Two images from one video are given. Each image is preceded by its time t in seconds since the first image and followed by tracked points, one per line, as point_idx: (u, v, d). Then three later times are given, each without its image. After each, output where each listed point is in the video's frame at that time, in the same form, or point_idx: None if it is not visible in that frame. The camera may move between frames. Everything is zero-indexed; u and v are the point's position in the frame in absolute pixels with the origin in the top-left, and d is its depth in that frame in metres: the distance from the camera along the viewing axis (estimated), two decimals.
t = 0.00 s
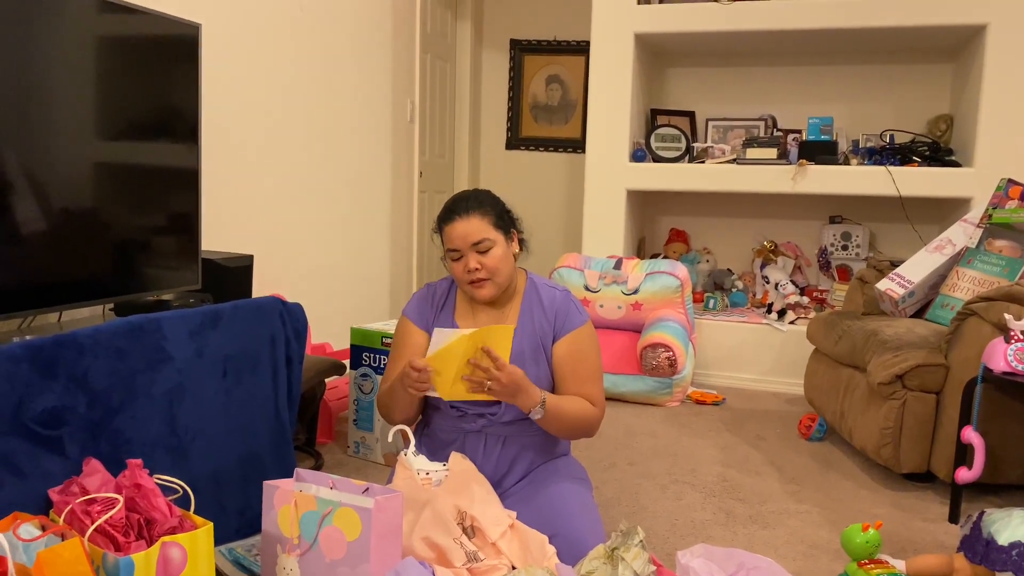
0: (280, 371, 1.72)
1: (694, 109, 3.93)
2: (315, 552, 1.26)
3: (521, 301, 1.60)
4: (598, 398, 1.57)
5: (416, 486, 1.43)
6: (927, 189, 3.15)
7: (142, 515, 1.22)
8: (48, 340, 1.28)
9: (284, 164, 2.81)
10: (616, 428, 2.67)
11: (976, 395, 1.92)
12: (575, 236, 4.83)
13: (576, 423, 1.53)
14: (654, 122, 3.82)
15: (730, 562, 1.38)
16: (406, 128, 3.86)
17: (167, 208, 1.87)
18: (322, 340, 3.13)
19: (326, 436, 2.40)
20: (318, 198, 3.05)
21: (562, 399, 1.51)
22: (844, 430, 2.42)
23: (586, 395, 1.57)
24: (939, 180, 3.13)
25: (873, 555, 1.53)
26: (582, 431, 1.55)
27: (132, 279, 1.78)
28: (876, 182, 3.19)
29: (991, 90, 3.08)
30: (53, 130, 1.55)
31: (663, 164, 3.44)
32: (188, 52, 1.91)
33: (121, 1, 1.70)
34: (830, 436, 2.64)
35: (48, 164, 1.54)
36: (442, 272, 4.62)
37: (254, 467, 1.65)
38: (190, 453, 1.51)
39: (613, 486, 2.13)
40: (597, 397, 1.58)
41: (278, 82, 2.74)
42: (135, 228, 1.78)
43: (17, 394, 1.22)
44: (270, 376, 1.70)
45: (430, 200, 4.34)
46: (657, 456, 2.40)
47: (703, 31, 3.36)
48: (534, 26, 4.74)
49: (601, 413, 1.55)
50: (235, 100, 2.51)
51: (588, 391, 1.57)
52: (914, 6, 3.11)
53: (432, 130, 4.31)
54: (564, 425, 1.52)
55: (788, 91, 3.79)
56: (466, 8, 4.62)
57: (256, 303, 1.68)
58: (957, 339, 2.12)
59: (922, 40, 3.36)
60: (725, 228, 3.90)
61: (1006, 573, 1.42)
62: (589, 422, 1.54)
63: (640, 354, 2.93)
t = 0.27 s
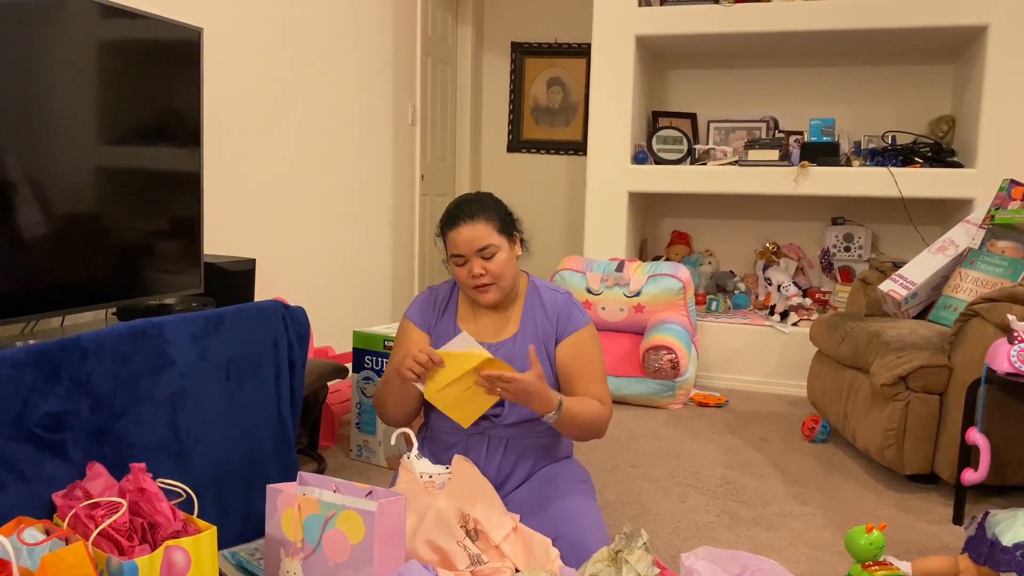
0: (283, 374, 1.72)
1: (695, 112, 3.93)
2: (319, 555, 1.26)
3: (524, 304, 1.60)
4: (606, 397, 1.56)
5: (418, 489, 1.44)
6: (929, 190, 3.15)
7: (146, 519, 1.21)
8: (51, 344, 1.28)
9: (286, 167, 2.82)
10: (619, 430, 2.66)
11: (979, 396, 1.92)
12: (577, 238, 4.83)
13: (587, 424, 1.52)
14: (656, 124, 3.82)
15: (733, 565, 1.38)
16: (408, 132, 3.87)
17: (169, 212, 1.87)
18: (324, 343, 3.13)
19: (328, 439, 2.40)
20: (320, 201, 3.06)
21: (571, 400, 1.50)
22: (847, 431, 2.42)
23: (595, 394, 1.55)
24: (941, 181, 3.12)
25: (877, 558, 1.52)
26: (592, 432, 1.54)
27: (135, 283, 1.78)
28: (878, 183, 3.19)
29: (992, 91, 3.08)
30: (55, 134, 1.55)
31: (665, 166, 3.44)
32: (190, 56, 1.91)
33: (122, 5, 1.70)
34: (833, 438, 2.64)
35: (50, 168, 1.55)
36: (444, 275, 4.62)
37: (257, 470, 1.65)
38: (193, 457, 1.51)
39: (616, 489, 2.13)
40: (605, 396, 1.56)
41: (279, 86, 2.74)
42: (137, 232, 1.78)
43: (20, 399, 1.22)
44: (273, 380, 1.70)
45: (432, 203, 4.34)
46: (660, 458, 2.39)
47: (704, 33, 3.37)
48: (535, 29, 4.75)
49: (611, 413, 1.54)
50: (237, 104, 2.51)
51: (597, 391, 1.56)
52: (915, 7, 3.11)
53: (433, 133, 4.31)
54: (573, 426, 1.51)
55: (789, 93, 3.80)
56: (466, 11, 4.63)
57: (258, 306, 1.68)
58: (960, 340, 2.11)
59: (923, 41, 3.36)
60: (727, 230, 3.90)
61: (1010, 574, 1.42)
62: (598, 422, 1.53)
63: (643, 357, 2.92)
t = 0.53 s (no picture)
0: (285, 377, 1.72)
1: (696, 114, 3.93)
2: (322, 559, 1.26)
3: (527, 306, 1.60)
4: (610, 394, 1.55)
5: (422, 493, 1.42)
6: (931, 191, 3.14)
7: (149, 523, 1.21)
8: (54, 349, 1.28)
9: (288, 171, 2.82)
10: (621, 433, 2.66)
11: (982, 397, 1.92)
12: (579, 241, 4.83)
13: (591, 422, 1.52)
14: (657, 126, 3.83)
15: (736, 567, 1.38)
16: (409, 135, 3.87)
17: (171, 216, 1.87)
18: (326, 347, 3.13)
19: (331, 443, 2.40)
20: (322, 205, 3.06)
21: (573, 399, 1.50)
22: (850, 433, 2.42)
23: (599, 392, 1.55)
24: (942, 182, 3.12)
25: (881, 560, 1.50)
26: (597, 431, 1.54)
27: (137, 287, 1.78)
28: (879, 185, 3.19)
29: (993, 92, 3.08)
30: (56, 139, 1.56)
31: (666, 168, 3.45)
32: (192, 61, 1.91)
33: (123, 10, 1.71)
34: (836, 440, 2.64)
35: (51, 173, 1.55)
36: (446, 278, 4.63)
37: (260, 474, 1.65)
38: (196, 461, 1.51)
39: (619, 491, 2.13)
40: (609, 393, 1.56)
41: (281, 90, 2.75)
42: (139, 237, 1.78)
43: (23, 403, 1.22)
44: (276, 383, 1.70)
45: (434, 207, 4.35)
46: (663, 460, 2.39)
47: (705, 35, 3.37)
48: (536, 32, 4.75)
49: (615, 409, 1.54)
50: (238, 108, 2.52)
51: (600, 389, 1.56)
52: (915, 8, 3.11)
53: (434, 136, 4.32)
54: (577, 426, 1.51)
55: (790, 95, 3.80)
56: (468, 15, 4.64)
57: (260, 310, 1.68)
58: (963, 341, 2.11)
59: (923, 42, 3.37)
60: (729, 232, 3.90)
61: None
62: (603, 421, 1.53)
63: (645, 359, 2.92)
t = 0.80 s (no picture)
0: (288, 381, 1.72)
1: (697, 116, 3.94)
2: (326, 563, 1.26)
3: (529, 310, 1.60)
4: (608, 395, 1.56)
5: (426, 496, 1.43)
6: (932, 192, 3.14)
7: (153, 528, 1.22)
8: (57, 354, 1.28)
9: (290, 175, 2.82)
10: (624, 436, 2.66)
11: (985, 401, 1.93)
12: (580, 243, 4.83)
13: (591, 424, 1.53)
14: (658, 128, 3.83)
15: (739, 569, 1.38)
16: (410, 138, 3.88)
17: (173, 221, 1.88)
18: (329, 350, 3.13)
19: (333, 447, 2.40)
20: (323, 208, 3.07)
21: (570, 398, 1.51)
22: (853, 435, 2.41)
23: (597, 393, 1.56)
24: (944, 183, 3.12)
25: (884, 562, 1.48)
26: (596, 436, 1.55)
27: (139, 292, 1.78)
28: (880, 186, 3.19)
29: (994, 93, 3.08)
30: (58, 145, 1.56)
31: (667, 170, 3.45)
32: (193, 65, 1.92)
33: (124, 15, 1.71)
34: (839, 442, 2.63)
35: (53, 178, 1.55)
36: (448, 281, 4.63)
37: (263, 478, 1.65)
38: (199, 465, 1.51)
39: (622, 494, 2.13)
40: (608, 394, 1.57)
41: (282, 94, 2.76)
42: (141, 241, 1.78)
43: (26, 408, 1.22)
44: (278, 387, 1.70)
45: (435, 210, 4.36)
46: (665, 463, 2.39)
47: (705, 38, 3.37)
48: (537, 35, 4.76)
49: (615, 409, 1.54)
50: (240, 112, 2.52)
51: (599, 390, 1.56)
52: (915, 9, 3.11)
53: (436, 140, 4.32)
54: (578, 428, 1.51)
55: (791, 97, 3.80)
56: (469, 18, 4.65)
57: (263, 314, 1.68)
58: (965, 342, 2.11)
59: (924, 44, 3.37)
60: (731, 234, 3.90)
61: None
62: (604, 423, 1.53)
63: (647, 361, 2.92)
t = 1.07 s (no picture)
0: (291, 386, 1.72)
1: (699, 119, 3.94)
2: (329, 567, 1.27)
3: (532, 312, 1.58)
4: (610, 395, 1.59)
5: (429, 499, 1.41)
6: (934, 194, 3.14)
7: (157, 532, 1.22)
8: (62, 359, 1.29)
9: (292, 180, 2.83)
10: (627, 438, 2.66)
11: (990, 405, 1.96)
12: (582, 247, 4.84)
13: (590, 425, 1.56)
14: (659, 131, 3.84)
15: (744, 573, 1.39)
16: (413, 143, 3.89)
17: (175, 227, 1.88)
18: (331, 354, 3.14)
19: (337, 451, 2.40)
20: (326, 213, 3.07)
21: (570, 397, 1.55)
22: (856, 437, 2.41)
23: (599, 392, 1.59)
24: (946, 185, 3.12)
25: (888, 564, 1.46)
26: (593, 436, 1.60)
27: (142, 298, 1.79)
28: (882, 187, 3.19)
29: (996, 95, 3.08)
30: (62, 152, 1.57)
31: (670, 174, 3.45)
32: (196, 71, 1.93)
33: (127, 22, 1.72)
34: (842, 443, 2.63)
35: (57, 185, 1.56)
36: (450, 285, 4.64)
37: (266, 482, 1.65)
38: (204, 470, 1.51)
39: (625, 497, 2.13)
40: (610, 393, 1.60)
41: (284, 99, 2.77)
42: (144, 246, 1.79)
43: (31, 413, 1.23)
44: (282, 391, 1.70)
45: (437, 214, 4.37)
46: (669, 465, 2.39)
47: (706, 41, 3.38)
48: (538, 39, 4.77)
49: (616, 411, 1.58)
50: (242, 118, 2.53)
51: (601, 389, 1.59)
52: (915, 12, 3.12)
53: (437, 144, 4.33)
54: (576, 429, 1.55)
55: (792, 99, 3.81)
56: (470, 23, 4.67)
57: (266, 319, 1.69)
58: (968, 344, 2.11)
59: (925, 46, 3.38)
60: (733, 236, 3.90)
61: None
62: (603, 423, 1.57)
63: (649, 363, 2.93)
